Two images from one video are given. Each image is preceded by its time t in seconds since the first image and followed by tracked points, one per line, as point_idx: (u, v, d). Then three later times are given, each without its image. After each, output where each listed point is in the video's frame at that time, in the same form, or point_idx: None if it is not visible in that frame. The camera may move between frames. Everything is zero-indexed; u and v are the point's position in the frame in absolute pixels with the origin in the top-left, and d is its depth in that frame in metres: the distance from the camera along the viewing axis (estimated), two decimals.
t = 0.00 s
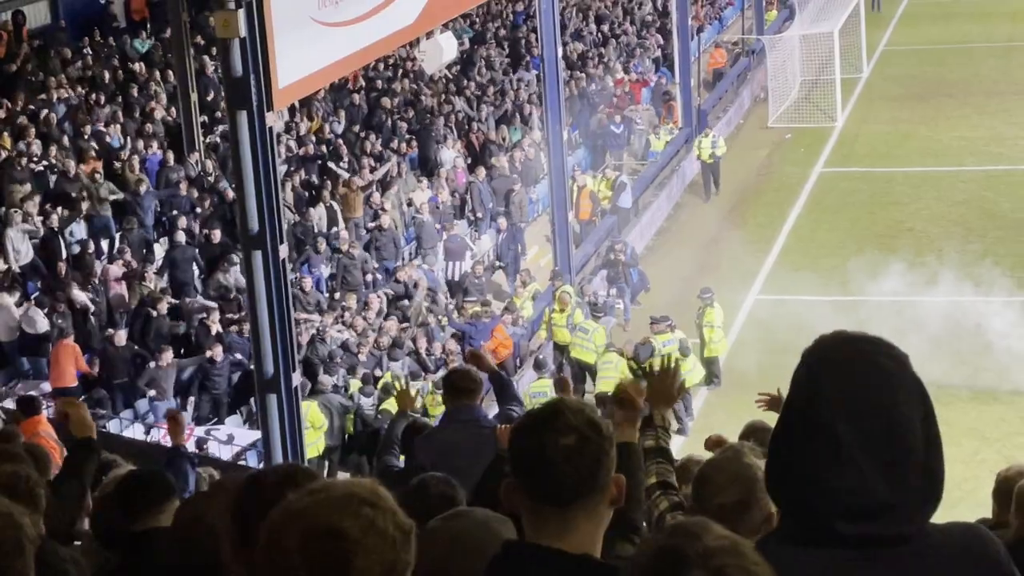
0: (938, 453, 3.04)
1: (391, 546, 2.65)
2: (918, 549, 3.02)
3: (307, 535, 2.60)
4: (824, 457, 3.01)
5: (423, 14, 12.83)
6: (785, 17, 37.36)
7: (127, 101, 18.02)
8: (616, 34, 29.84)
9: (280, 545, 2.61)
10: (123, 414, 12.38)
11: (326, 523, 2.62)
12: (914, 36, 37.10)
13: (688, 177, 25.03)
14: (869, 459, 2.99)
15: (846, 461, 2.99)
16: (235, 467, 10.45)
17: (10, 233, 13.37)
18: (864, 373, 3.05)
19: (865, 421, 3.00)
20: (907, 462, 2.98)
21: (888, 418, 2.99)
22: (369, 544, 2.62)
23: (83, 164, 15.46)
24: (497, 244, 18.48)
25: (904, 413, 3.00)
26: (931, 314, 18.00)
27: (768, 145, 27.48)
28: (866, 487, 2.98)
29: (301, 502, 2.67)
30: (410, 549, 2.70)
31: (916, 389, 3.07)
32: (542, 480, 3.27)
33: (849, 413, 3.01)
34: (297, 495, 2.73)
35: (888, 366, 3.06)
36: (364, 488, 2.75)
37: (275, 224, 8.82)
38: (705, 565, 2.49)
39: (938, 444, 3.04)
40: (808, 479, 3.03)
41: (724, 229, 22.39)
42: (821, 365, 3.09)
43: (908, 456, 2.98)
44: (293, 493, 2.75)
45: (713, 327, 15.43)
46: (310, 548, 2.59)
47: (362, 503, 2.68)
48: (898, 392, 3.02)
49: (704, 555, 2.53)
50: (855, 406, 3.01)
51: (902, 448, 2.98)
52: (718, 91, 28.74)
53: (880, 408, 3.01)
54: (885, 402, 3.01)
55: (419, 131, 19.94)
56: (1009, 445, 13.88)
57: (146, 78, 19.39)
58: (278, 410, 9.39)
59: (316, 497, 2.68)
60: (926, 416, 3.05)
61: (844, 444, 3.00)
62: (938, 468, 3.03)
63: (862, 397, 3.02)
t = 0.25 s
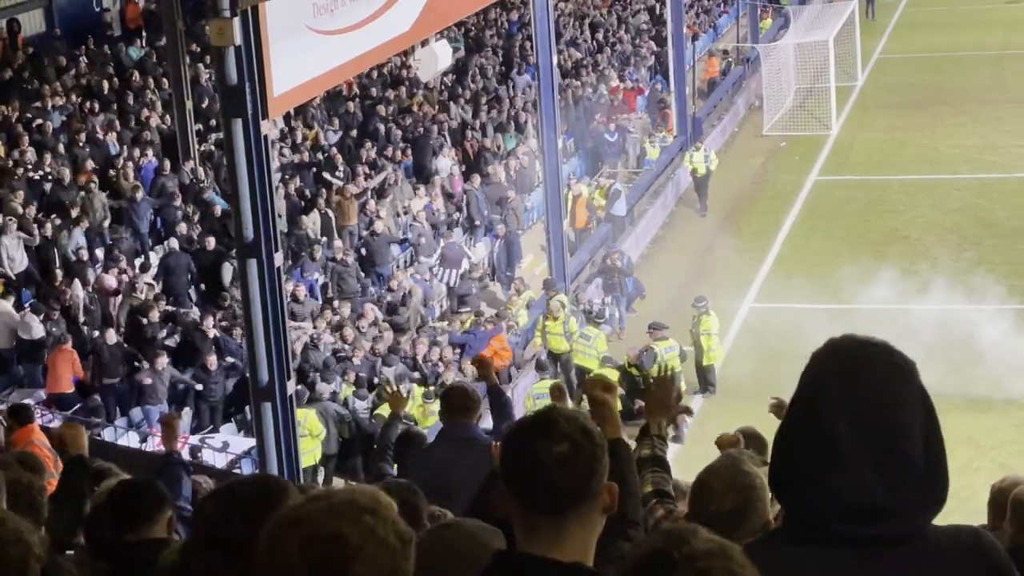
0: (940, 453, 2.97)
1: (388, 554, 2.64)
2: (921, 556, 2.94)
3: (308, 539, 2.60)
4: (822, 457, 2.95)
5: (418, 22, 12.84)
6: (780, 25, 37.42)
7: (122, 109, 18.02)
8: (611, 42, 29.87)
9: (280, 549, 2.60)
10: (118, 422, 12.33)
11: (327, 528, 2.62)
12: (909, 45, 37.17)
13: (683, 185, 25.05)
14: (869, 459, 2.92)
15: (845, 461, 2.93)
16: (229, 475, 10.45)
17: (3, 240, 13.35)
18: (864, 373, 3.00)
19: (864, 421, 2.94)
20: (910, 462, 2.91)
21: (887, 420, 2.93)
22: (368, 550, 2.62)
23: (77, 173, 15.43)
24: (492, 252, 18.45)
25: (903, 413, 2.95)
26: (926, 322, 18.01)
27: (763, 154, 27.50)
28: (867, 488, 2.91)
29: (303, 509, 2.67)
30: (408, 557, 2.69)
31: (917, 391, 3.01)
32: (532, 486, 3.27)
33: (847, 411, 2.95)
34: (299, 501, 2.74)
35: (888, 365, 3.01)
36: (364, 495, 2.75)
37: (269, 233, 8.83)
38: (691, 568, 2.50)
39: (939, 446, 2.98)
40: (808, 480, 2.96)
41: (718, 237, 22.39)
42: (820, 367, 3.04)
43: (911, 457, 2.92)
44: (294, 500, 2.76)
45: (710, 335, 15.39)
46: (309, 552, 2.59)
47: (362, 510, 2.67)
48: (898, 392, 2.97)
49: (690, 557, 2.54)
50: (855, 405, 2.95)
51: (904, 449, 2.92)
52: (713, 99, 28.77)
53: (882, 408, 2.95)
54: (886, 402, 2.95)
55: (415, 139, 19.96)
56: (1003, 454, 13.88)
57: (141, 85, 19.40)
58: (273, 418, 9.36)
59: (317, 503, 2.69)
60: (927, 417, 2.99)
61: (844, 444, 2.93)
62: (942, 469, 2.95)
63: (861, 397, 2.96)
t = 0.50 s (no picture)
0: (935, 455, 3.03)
1: (380, 561, 2.63)
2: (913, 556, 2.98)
3: (300, 544, 2.59)
4: (814, 463, 3.04)
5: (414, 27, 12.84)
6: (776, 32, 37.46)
7: (116, 116, 17.99)
8: (606, 48, 29.88)
9: (271, 556, 2.60)
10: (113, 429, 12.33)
11: (319, 534, 2.60)
12: (904, 51, 37.23)
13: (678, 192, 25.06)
14: (858, 466, 3.01)
15: (835, 468, 3.02)
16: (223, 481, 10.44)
17: None
18: (858, 378, 3.08)
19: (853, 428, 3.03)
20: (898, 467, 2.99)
21: (876, 425, 3.01)
22: (359, 557, 2.60)
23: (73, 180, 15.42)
24: (488, 258, 18.44)
25: (892, 418, 3.02)
26: (921, 329, 18.03)
27: (759, 160, 27.53)
28: (856, 495, 3.00)
29: (295, 516, 2.67)
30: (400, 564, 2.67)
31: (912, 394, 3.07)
32: (521, 495, 3.26)
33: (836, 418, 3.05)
34: (290, 510, 2.74)
35: (882, 370, 3.08)
36: (356, 504, 2.73)
37: (265, 238, 8.85)
38: None
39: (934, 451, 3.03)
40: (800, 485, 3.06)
41: (714, 244, 22.39)
42: (816, 371, 3.12)
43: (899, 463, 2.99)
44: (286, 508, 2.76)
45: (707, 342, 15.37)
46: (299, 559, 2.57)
47: (353, 517, 2.66)
48: (891, 396, 3.05)
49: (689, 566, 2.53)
50: (843, 413, 3.04)
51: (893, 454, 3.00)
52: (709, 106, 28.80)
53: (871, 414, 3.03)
54: (874, 408, 3.03)
55: (410, 145, 19.95)
56: (998, 461, 13.90)
57: (136, 92, 19.37)
58: (268, 425, 9.34)
59: (307, 510, 2.68)
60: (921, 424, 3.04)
61: (833, 451, 3.03)
62: (935, 472, 3.01)
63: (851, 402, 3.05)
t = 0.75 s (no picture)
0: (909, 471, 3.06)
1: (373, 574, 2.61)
2: None
3: (292, 555, 2.57)
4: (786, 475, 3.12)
5: (410, 35, 12.81)
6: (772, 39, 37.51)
7: (113, 123, 17.97)
8: (603, 55, 29.92)
9: (264, 567, 2.58)
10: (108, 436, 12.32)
11: (313, 546, 2.58)
12: (900, 59, 37.30)
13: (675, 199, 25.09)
14: (827, 480, 3.08)
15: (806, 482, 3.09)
16: (218, 489, 10.45)
17: None
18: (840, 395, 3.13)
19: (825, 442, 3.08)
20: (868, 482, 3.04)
21: (849, 442, 3.06)
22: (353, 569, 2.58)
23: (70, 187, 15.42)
24: (485, 265, 18.44)
25: (867, 435, 3.06)
26: (916, 336, 18.05)
27: (755, 168, 27.56)
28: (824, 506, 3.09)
29: (291, 529, 2.64)
30: None
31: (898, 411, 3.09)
32: (509, 509, 3.28)
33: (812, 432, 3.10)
34: (285, 523, 2.72)
35: (865, 387, 3.12)
36: (351, 518, 2.71)
37: (263, 244, 8.89)
38: None
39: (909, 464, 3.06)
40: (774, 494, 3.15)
41: (709, 251, 22.41)
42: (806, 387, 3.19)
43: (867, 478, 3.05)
44: (279, 521, 2.74)
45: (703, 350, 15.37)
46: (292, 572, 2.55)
47: (348, 530, 2.65)
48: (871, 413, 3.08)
49: None
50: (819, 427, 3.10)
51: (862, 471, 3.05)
52: (705, 114, 28.84)
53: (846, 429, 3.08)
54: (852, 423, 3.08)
55: (407, 152, 19.96)
56: (994, 469, 13.91)
57: (133, 99, 19.36)
58: (264, 432, 9.41)
59: (302, 523, 2.66)
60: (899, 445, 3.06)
61: (803, 465, 3.10)
62: (911, 487, 3.05)
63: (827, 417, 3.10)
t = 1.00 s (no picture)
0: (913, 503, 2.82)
1: None
2: None
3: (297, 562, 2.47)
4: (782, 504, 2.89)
5: (407, 43, 12.79)
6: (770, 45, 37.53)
7: (111, 129, 17.96)
8: (601, 62, 29.94)
9: None
10: (106, 442, 12.28)
11: (318, 557, 2.48)
12: (898, 66, 37.34)
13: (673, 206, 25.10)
14: (827, 512, 2.84)
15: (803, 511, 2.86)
16: (215, 496, 10.45)
17: None
18: (844, 421, 2.86)
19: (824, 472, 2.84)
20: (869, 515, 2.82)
21: (847, 470, 2.82)
22: None
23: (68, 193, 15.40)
24: (484, 271, 18.45)
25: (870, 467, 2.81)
26: (913, 343, 18.06)
27: (753, 174, 27.56)
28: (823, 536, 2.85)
29: (296, 537, 2.54)
30: None
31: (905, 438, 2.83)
32: (503, 523, 3.27)
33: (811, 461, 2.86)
34: (289, 532, 2.61)
35: (870, 412, 2.86)
36: (355, 528, 2.60)
37: (260, 251, 8.91)
38: None
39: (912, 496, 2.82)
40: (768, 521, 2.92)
41: (707, 258, 22.40)
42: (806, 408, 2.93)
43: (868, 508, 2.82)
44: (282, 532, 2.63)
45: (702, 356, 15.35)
46: None
47: (352, 539, 2.53)
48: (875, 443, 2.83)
49: None
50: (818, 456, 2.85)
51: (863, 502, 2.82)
52: (703, 120, 28.85)
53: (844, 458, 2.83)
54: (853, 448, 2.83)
55: (405, 158, 19.98)
56: (993, 476, 13.91)
57: (131, 105, 19.36)
58: (262, 438, 9.42)
59: (305, 532, 2.56)
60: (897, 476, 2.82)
61: (803, 496, 2.85)
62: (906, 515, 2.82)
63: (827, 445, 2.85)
